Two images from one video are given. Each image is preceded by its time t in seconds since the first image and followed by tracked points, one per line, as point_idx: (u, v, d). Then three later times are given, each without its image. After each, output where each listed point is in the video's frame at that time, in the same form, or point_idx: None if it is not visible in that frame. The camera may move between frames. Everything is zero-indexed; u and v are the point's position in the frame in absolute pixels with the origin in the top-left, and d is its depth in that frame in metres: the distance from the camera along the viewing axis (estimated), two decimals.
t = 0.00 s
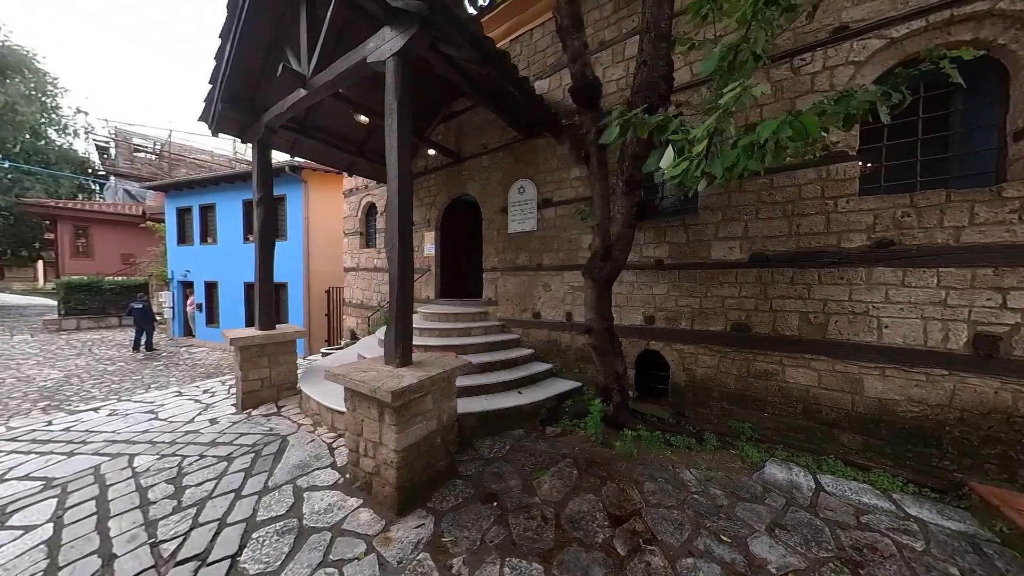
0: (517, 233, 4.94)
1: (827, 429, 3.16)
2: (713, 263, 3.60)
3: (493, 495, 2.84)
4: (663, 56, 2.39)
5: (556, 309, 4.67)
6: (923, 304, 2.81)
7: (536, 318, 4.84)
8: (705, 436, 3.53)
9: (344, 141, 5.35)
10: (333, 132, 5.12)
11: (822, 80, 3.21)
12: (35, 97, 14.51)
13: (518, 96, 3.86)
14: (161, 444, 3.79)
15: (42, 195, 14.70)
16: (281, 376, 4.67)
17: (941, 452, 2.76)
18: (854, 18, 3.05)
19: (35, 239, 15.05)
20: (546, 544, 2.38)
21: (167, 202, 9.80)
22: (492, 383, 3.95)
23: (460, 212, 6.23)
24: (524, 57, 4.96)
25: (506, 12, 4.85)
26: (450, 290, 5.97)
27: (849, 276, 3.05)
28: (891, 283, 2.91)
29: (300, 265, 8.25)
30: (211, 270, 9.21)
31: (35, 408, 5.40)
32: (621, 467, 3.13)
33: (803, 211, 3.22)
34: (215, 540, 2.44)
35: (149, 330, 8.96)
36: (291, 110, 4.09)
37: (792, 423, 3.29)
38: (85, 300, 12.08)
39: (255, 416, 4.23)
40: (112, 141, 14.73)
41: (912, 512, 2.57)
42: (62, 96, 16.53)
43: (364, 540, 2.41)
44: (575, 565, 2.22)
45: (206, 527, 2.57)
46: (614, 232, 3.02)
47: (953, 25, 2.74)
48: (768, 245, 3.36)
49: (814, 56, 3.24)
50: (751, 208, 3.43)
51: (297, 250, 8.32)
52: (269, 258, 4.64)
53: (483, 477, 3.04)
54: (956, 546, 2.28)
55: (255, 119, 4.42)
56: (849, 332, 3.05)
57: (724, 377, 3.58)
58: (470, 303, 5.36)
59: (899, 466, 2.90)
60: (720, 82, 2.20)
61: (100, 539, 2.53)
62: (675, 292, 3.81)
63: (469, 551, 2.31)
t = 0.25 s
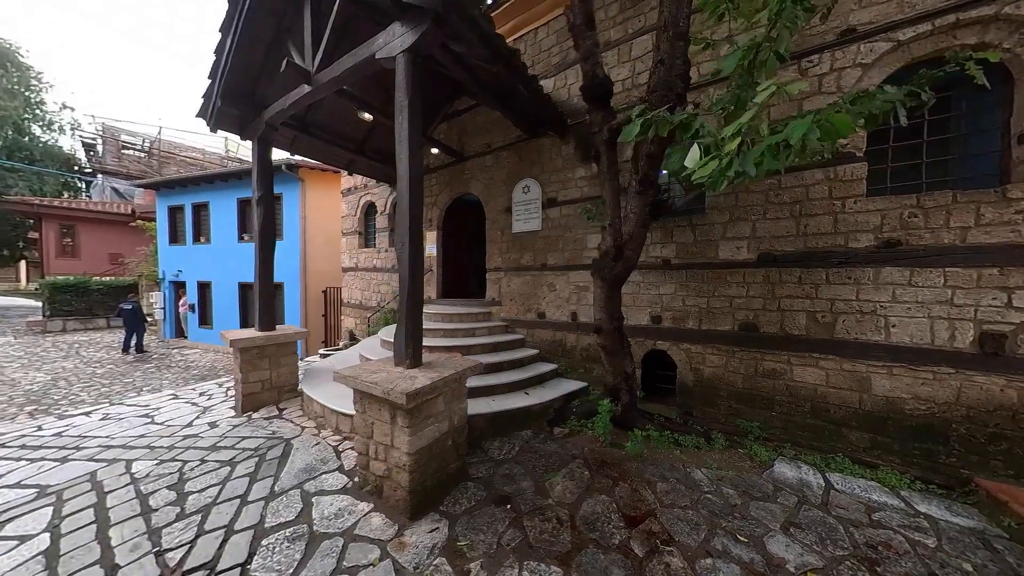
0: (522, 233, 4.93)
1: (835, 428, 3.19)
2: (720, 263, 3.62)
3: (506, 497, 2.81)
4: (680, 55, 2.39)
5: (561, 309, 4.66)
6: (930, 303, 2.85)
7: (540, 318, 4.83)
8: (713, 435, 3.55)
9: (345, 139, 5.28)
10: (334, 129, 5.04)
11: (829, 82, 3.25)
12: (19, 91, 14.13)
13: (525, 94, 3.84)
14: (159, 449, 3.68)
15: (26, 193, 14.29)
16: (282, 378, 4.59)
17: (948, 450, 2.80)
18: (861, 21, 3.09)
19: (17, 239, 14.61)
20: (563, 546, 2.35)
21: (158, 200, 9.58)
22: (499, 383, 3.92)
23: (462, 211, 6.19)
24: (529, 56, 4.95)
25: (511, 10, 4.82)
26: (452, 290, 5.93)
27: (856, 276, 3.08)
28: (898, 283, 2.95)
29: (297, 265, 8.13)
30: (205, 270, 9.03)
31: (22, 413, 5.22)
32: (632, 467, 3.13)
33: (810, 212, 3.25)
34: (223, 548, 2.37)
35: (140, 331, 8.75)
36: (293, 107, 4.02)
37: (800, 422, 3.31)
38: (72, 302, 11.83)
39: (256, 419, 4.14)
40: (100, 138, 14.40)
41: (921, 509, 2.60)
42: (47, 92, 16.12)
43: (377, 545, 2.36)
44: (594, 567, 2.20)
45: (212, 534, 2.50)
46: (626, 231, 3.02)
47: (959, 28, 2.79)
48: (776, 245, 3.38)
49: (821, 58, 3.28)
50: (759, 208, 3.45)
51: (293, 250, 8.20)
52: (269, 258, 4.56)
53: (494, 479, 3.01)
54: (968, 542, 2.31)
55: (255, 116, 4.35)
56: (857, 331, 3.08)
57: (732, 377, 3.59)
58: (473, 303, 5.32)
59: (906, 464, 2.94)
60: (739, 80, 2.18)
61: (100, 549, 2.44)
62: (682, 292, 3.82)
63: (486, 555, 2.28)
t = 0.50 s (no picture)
0: (526, 232, 4.89)
1: (845, 427, 3.19)
2: (729, 263, 3.61)
3: (519, 501, 2.76)
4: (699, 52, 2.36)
5: (567, 309, 4.62)
6: (940, 303, 2.86)
7: (545, 318, 4.78)
8: (722, 435, 3.54)
9: (345, 137, 5.18)
10: (334, 126, 4.94)
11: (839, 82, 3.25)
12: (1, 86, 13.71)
13: (533, 91, 3.79)
14: (155, 455, 3.55)
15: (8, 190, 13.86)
16: (281, 381, 4.48)
17: (958, 448, 2.81)
18: (871, 22, 3.10)
19: None
20: (581, 551, 2.31)
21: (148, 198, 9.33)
22: (506, 385, 3.86)
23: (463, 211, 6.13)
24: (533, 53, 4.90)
25: (517, 7, 4.77)
26: (454, 290, 5.86)
27: (866, 276, 3.09)
28: (908, 282, 2.96)
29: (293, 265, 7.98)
30: (197, 270, 8.82)
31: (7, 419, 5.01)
32: (645, 469, 3.09)
33: (820, 212, 3.25)
34: (229, 559, 2.27)
35: (129, 333, 8.52)
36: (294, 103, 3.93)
37: (811, 422, 3.31)
38: (57, 303, 11.60)
39: (256, 423, 4.02)
40: (86, 134, 14.02)
41: (934, 508, 2.61)
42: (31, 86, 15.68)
43: (391, 554, 2.29)
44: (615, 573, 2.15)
45: (216, 545, 2.40)
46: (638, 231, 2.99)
47: (969, 30, 2.81)
48: (786, 245, 3.38)
49: (830, 58, 3.29)
50: (769, 208, 3.45)
51: (289, 249, 8.04)
52: (268, 257, 4.45)
53: (506, 483, 2.96)
54: (983, 541, 2.31)
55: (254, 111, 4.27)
56: (867, 331, 3.09)
57: (741, 377, 3.59)
58: (476, 303, 5.26)
59: (917, 463, 2.94)
60: (760, 77, 2.15)
61: (97, 562, 2.32)
62: (691, 292, 3.80)
63: (503, 562, 2.23)
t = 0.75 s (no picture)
0: (530, 233, 4.85)
1: (854, 429, 3.19)
2: (738, 264, 3.60)
3: (532, 508, 2.70)
4: (717, 51, 2.32)
5: (571, 311, 4.57)
6: (949, 305, 2.87)
7: (549, 320, 4.74)
8: (731, 437, 3.53)
9: (345, 135, 5.07)
10: (334, 124, 4.84)
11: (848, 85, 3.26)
12: None
13: (540, 91, 3.74)
14: (150, 464, 3.42)
15: None
16: (280, 385, 4.37)
17: (968, 449, 2.82)
18: (880, 25, 3.11)
19: None
20: (599, 560, 2.26)
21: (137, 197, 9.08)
22: (512, 388, 3.81)
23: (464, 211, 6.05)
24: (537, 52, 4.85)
25: (521, 5, 4.71)
26: (455, 292, 5.79)
27: (876, 277, 3.09)
28: (917, 284, 2.96)
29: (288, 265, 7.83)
30: (188, 270, 8.61)
31: None
32: (656, 473, 3.06)
33: (829, 214, 3.25)
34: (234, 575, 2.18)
35: (117, 336, 8.28)
36: (295, 100, 3.84)
37: (820, 424, 3.30)
38: (41, 304, 11.36)
39: (255, 430, 3.91)
40: (71, 131, 13.65)
41: (946, 510, 2.61)
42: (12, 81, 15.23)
43: (404, 566, 2.22)
44: None
45: (220, 559, 2.29)
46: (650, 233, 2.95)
47: (977, 33, 2.82)
48: (794, 247, 3.38)
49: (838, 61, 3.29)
50: (777, 209, 3.44)
51: (284, 249, 7.89)
52: (267, 258, 4.34)
53: (517, 489, 2.90)
54: (998, 543, 2.32)
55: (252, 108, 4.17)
56: (876, 332, 3.09)
57: (749, 379, 3.58)
58: (478, 304, 5.20)
59: (927, 464, 2.95)
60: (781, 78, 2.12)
61: None
62: (698, 293, 3.79)
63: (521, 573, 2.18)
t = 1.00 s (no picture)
0: (534, 234, 4.83)
1: (860, 428, 3.22)
2: (744, 265, 3.62)
3: (545, 511, 2.68)
4: (732, 52, 2.33)
5: (576, 312, 4.56)
6: (953, 305, 2.91)
7: (553, 321, 4.72)
8: (737, 437, 3.55)
9: (345, 133, 5.00)
10: (335, 122, 4.77)
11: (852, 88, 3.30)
12: None
13: (547, 90, 3.73)
14: (148, 471, 3.32)
15: None
16: (281, 388, 4.29)
17: (972, 447, 2.86)
18: (884, 29, 3.15)
19: None
20: (616, 563, 2.24)
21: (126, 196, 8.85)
22: (519, 390, 3.78)
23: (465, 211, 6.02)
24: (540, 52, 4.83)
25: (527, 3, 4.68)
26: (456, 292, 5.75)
27: (881, 278, 3.13)
28: (921, 285, 3.00)
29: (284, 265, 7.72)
30: (180, 270, 8.42)
31: None
32: (666, 474, 3.06)
33: (834, 215, 3.28)
34: None
35: (106, 338, 8.06)
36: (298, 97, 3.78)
37: (825, 423, 3.33)
38: (26, 305, 11.10)
39: (255, 434, 3.82)
40: (56, 127, 13.28)
41: (951, 507, 2.65)
42: None
43: (419, 573, 2.18)
44: None
45: (227, 569, 2.22)
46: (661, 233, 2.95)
47: (980, 38, 2.87)
48: (800, 248, 3.41)
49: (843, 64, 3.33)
50: (783, 210, 3.47)
51: (280, 249, 7.77)
52: (267, 258, 4.26)
53: (528, 492, 2.88)
54: (1005, 540, 2.35)
55: (251, 104, 4.10)
56: (881, 332, 3.12)
57: (755, 378, 3.60)
58: (481, 305, 5.16)
59: (930, 462, 2.99)
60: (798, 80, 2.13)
61: None
62: (704, 294, 3.80)
63: None
